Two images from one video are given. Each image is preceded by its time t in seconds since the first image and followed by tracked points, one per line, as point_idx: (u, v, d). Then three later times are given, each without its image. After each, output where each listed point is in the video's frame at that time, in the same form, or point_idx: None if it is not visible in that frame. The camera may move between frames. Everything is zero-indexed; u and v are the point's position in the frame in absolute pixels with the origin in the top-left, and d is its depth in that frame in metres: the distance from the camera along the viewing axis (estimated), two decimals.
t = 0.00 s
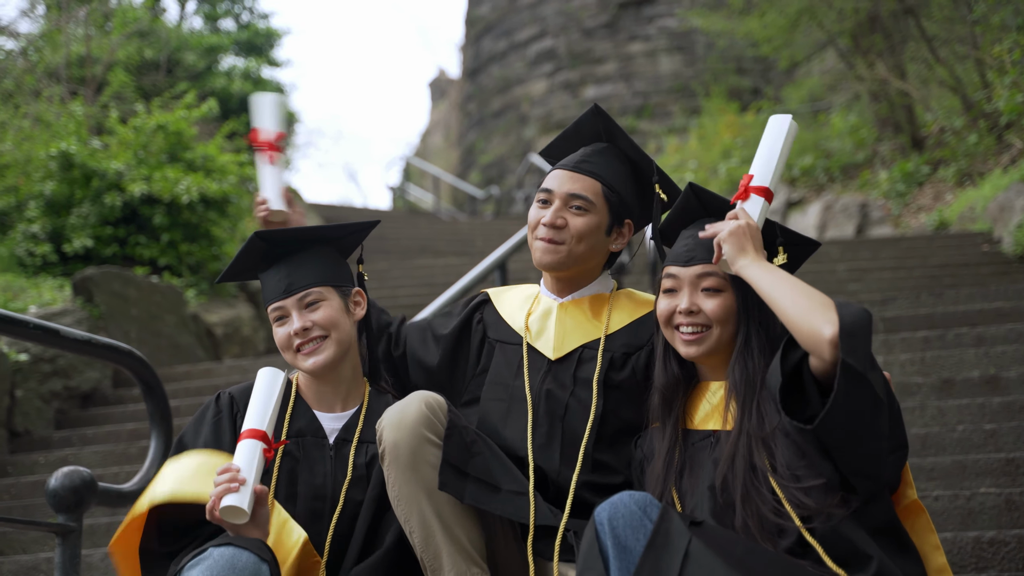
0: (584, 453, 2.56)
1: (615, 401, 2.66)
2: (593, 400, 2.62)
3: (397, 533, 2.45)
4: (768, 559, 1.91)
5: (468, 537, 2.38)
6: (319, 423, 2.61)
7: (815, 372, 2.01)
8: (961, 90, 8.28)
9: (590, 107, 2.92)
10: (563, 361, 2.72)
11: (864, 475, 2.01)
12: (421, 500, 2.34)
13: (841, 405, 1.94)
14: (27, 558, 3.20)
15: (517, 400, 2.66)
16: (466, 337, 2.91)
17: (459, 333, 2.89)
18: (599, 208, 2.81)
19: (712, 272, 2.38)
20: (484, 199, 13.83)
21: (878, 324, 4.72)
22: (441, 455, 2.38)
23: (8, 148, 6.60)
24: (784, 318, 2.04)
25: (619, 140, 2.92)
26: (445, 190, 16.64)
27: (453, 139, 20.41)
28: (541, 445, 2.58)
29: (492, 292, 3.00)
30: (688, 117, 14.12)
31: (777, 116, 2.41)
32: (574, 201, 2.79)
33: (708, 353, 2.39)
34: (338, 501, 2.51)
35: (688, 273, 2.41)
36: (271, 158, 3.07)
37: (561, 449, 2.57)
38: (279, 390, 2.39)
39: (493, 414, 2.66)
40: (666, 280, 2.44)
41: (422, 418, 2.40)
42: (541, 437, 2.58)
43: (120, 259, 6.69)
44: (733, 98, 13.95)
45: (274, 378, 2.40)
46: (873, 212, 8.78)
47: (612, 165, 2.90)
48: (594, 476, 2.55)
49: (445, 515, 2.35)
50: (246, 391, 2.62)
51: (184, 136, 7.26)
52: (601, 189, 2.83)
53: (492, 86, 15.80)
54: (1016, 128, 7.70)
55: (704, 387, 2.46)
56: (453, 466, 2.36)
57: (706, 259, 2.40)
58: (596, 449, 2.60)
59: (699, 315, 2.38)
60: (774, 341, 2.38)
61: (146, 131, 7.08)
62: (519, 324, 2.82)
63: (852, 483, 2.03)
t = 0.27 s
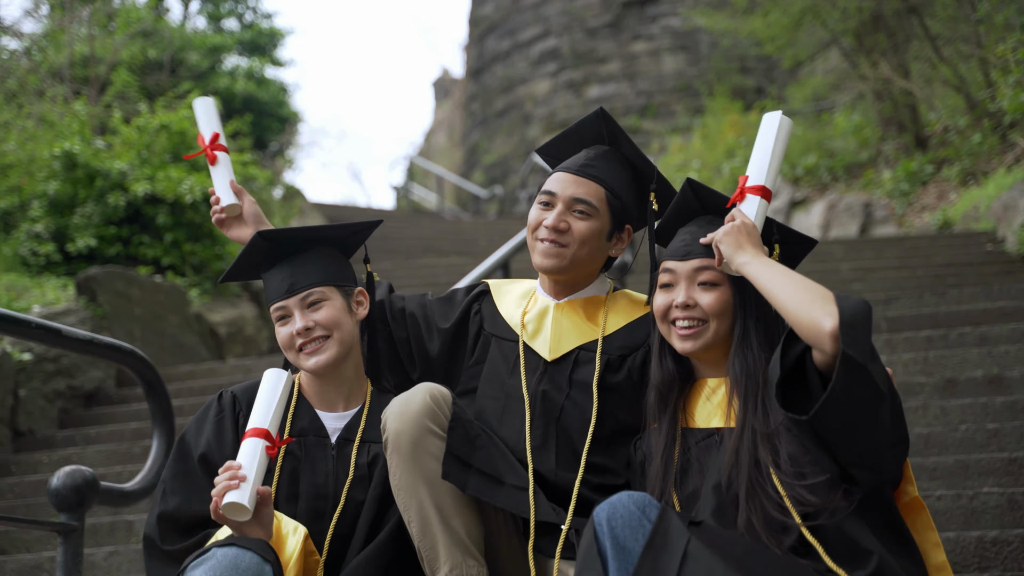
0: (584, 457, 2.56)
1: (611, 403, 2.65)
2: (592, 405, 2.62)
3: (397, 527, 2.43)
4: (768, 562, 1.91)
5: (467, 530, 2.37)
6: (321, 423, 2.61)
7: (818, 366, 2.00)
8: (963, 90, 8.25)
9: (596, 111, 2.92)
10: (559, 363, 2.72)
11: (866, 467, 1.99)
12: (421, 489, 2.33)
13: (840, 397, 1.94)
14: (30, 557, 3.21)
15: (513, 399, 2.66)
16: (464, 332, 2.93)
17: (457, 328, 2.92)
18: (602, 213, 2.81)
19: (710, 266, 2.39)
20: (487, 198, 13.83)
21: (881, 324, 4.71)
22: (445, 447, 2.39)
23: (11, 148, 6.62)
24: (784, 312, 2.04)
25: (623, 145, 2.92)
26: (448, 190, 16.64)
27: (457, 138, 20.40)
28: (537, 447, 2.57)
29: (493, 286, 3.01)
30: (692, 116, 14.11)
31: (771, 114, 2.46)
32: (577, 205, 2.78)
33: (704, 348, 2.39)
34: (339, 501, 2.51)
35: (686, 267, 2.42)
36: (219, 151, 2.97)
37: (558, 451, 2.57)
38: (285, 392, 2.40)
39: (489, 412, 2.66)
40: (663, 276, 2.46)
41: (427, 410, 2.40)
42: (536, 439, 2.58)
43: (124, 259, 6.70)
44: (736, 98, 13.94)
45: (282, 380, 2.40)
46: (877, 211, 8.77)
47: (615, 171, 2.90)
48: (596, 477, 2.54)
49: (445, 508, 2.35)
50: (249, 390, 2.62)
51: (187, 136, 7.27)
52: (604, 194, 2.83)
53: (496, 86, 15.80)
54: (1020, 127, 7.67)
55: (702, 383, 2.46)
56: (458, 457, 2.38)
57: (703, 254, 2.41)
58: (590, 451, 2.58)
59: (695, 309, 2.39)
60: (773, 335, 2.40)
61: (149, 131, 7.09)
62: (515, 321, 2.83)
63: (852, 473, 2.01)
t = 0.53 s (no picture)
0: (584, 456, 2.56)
1: (610, 401, 2.65)
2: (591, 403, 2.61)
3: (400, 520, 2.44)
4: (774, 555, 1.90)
5: (465, 522, 2.37)
6: (326, 418, 2.61)
7: (821, 344, 2.03)
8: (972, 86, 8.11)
9: (598, 111, 2.91)
10: (557, 363, 2.72)
11: (876, 442, 2.01)
12: (421, 482, 2.34)
13: (846, 363, 1.95)
14: (36, 553, 3.22)
15: (511, 398, 2.67)
16: (462, 330, 2.93)
17: (455, 326, 2.92)
18: (602, 216, 2.81)
19: (708, 254, 2.40)
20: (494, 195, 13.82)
21: (888, 320, 4.69)
22: (451, 441, 2.39)
23: (19, 145, 6.64)
24: (785, 294, 2.07)
25: (624, 144, 2.92)
26: (455, 187, 16.64)
27: (464, 135, 20.40)
28: (538, 447, 2.57)
29: (490, 282, 3.01)
30: (699, 112, 14.07)
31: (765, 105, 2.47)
32: (578, 207, 2.78)
33: (705, 336, 2.39)
34: (343, 496, 2.51)
35: (686, 256, 2.42)
36: (233, 155, 2.94)
37: (558, 450, 2.57)
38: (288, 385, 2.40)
39: (489, 412, 2.66)
40: (664, 266, 2.46)
41: (432, 401, 2.40)
42: (537, 440, 2.58)
43: (131, 255, 6.72)
44: (743, 94, 13.90)
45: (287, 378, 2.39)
46: (885, 207, 8.73)
47: (616, 171, 2.89)
48: (599, 476, 2.55)
49: (444, 500, 2.35)
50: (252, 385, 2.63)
51: (194, 133, 7.28)
52: (605, 197, 2.82)
53: (503, 83, 15.79)
54: None
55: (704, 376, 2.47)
56: (464, 450, 2.37)
57: (703, 242, 2.42)
58: (590, 449, 2.58)
59: (696, 296, 2.38)
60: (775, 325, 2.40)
61: (156, 128, 7.10)
62: (514, 319, 2.83)
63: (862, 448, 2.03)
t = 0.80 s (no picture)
0: (587, 452, 2.56)
1: (613, 396, 2.66)
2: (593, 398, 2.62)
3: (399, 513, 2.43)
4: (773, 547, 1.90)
5: (459, 514, 2.36)
6: (331, 412, 2.62)
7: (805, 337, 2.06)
8: (980, 80, 8.12)
9: (597, 103, 2.90)
10: (560, 358, 2.72)
11: (868, 433, 2.02)
12: (418, 476, 2.33)
13: (827, 354, 1.97)
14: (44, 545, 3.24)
15: (514, 393, 2.67)
16: (465, 323, 2.94)
17: (458, 319, 2.92)
18: (603, 210, 2.81)
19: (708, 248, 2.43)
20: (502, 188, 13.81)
21: (896, 314, 4.68)
22: (451, 436, 2.39)
23: (27, 138, 6.68)
24: (767, 287, 2.11)
25: (624, 136, 2.92)
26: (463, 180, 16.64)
27: (472, 128, 20.39)
28: (541, 443, 2.57)
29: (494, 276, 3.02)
30: (707, 105, 14.02)
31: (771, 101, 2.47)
32: (580, 201, 2.78)
33: (709, 328, 2.40)
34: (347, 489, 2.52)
35: (690, 250, 2.45)
36: (232, 141, 2.93)
37: (561, 446, 2.58)
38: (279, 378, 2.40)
39: (492, 407, 2.66)
40: (669, 261, 2.48)
41: (431, 396, 2.40)
42: (540, 435, 2.58)
43: (139, 249, 6.74)
44: (752, 87, 13.85)
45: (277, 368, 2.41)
46: (893, 201, 8.70)
47: (616, 164, 2.89)
48: (602, 471, 2.54)
49: (440, 492, 2.34)
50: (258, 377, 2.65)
51: (202, 126, 7.29)
52: (606, 190, 2.82)
53: (510, 76, 15.77)
54: None
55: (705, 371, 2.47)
56: (466, 442, 2.38)
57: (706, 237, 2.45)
58: (593, 444, 2.59)
59: (700, 288, 2.40)
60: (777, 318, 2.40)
61: (164, 122, 7.12)
62: (517, 312, 2.84)
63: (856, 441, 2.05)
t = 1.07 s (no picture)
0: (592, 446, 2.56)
1: (616, 391, 2.66)
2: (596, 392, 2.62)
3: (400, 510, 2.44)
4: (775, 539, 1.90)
5: (460, 509, 2.36)
6: (332, 405, 2.62)
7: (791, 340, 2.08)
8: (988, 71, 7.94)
9: (599, 96, 2.91)
10: (564, 353, 2.72)
11: (836, 441, 2.02)
12: (417, 470, 2.34)
13: (797, 364, 1.99)
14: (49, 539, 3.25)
15: (518, 387, 2.67)
16: (470, 317, 2.94)
17: (462, 313, 2.93)
18: (607, 203, 2.80)
19: (700, 248, 2.41)
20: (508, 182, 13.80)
21: (901, 308, 4.66)
22: (452, 430, 2.39)
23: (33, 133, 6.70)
24: (754, 287, 2.12)
25: (627, 129, 2.92)
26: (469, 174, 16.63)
27: (478, 122, 20.37)
28: (544, 437, 2.58)
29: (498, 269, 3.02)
30: (713, 99, 13.99)
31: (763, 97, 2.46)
32: (583, 195, 2.77)
33: (704, 328, 2.39)
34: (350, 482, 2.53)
35: (683, 251, 2.43)
36: (236, 133, 2.93)
37: (564, 440, 2.58)
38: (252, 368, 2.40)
39: (496, 401, 2.67)
40: (663, 262, 2.47)
41: (430, 389, 2.40)
42: (543, 428, 2.59)
43: (145, 243, 6.76)
44: (758, 80, 13.82)
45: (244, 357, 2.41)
46: (900, 194, 8.67)
47: (619, 157, 2.89)
48: (605, 465, 2.54)
49: (439, 488, 2.34)
50: (261, 372, 2.66)
51: (208, 121, 7.31)
52: (610, 184, 2.82)
53: (516, 70, 15.75)
54: None
55: (703, 369, 2.47)
56: (468, 436, 2.38)
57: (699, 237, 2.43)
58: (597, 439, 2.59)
59: (694, 289, 2.39)
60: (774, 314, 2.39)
61: (169, 116, 7.13)
62: (520, 307, 2.84)
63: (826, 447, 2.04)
